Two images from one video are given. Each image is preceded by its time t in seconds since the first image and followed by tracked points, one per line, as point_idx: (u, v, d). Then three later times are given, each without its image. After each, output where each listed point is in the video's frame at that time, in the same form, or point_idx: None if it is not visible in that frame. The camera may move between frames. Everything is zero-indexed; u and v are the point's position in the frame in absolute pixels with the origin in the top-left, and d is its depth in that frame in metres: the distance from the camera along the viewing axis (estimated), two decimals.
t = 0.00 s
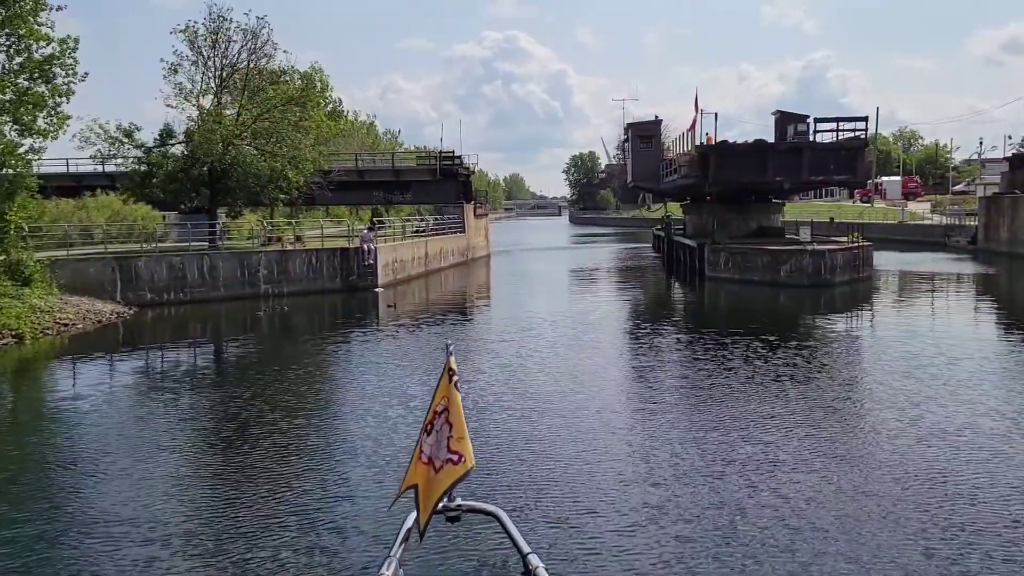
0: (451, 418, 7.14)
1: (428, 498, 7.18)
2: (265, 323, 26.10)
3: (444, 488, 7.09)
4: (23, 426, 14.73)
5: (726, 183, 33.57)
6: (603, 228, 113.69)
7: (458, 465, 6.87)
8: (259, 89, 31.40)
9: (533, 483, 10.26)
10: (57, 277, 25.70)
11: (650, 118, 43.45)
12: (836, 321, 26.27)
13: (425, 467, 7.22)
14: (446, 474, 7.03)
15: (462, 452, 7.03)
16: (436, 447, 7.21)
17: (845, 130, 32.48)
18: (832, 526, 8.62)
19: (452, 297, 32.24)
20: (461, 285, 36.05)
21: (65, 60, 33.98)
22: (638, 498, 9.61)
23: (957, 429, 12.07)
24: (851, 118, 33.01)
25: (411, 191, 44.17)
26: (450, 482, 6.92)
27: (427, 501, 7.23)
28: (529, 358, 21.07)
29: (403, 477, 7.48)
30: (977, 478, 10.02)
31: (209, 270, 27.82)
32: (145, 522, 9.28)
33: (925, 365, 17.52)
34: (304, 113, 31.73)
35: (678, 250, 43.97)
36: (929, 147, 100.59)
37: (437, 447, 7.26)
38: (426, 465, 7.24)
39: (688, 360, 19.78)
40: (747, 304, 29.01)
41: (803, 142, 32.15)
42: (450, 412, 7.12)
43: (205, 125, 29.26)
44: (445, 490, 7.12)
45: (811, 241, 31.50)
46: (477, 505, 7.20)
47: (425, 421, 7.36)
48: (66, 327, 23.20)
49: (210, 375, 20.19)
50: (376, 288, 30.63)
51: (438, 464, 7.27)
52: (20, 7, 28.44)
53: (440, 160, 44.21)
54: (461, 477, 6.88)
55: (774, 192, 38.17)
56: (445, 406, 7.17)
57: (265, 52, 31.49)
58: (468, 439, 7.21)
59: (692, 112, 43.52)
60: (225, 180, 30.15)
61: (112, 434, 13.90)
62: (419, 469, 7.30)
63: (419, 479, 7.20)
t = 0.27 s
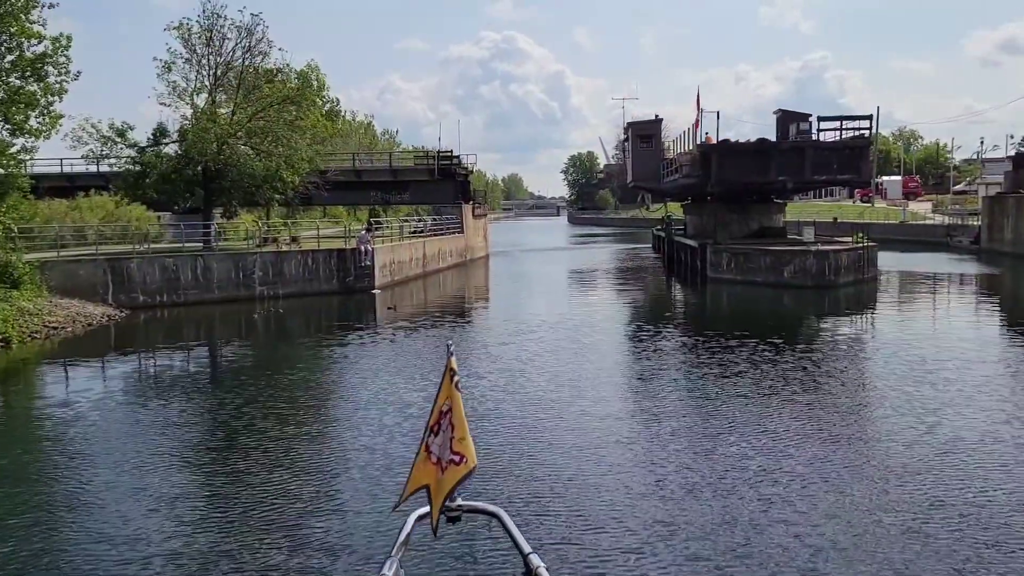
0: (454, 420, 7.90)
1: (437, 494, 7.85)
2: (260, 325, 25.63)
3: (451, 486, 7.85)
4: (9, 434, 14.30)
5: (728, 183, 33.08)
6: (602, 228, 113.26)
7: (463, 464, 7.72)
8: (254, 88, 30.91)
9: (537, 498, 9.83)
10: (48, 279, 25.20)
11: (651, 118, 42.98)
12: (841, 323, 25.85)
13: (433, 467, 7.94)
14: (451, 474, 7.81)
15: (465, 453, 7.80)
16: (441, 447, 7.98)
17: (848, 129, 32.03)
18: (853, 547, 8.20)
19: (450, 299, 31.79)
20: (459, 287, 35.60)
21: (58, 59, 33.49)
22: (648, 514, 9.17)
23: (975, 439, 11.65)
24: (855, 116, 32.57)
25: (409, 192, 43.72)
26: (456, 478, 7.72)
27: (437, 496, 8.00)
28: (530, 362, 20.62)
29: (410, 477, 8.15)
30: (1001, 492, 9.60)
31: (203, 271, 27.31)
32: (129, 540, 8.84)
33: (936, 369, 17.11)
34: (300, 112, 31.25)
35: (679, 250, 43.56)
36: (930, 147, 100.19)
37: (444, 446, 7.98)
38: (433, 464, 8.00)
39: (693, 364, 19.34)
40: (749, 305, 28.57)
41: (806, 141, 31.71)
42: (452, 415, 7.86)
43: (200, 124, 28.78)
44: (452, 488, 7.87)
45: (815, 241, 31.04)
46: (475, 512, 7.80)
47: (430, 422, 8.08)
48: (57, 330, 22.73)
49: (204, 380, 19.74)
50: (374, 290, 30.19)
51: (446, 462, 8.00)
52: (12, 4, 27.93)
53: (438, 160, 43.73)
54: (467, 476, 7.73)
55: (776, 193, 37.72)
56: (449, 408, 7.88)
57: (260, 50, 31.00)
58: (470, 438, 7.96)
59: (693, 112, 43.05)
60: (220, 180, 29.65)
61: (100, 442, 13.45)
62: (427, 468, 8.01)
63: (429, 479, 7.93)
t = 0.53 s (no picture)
0: (456, 419, 7.48)
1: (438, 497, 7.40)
2: (254, 328, 25.15)
3: (453, 488, 7.39)
4: None
5: (730, 182, 32.59)
6: (601, 228, 112.81)
7: (464, 464, 7.23)
8: (248, 86, 30.40)
9: (540, 516, 9.38)
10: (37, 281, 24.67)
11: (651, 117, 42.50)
12: (846, 325, 25.44)
13: (435, 468, 7.53)
14: (453, 474, 7.35)
15: (467, 452, 7.34)
16: (444, 447, 7.56)
17: (851, 128, 31.63)
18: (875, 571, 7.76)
19: (448, 300, 31.33)
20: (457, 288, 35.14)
21: (49, 57, 32.96)
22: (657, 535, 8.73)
23: (994, 450, 11.21)
24: (858, 115, 32.12)
25: (406, 192, 43.25)
26: (457, 478, 7.25)
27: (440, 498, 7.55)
28: (529, 366, 20.17)
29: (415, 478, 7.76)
30: None
31: (196, 272, 26.80)
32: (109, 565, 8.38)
33: (948, 372, 16.67)
34: (295, 110, 30.74)
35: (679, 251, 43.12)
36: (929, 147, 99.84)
37: (448, 447, 7.52)
38: (436, 465, 7.58)
39: (697, 368, 18.89)
40: (752, 307, 28.11)
41: (809, 141, 31.26)
42: (454, 413, 7.46)
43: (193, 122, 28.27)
44: (454, 489, 7.41)
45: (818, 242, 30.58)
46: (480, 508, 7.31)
47: (433, 423, 7.68)
48: (45, 333, 22.21)
49: (195, 385, 19.28)
50: (371, 291, 29.72)
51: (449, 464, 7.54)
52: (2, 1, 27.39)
53: (436, 159, 43.23)
54: (467, 476, 7.24)
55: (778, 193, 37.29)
56: (451, 408, 7.48)
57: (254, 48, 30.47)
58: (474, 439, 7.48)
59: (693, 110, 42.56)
60: (213, 179, 29.15)
61: (85, 453, 12.98)
62: (430, 469, 7.61)
63: (430, 480, 7.51)
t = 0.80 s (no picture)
0: (457, 420, 8.20)
1: (441, 493, 8.12)
2: (248, 330, 24.66)
3: (453, 485, 8.10)
4: None
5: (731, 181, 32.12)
6: (599, 228, 112.43)
7: (464, 463, 7.93)
8: (242, 84, 29.87)
9: (542, 534, 8.97)
10: (24, 282, 24.13)
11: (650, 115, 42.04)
12: (851, 326, 25.00)
13: (438, 467, 8.28)
14: (454, 472, 8.08)
15: (467, 451, 8.04)
16: (446, 447, 8.28)
17: (854, 126, 31.17)
18: None
19: (445, 301, 30.91)
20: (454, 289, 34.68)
21: (40, 54, 32.41)
22: (665, 556, 8.33)
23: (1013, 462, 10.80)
24: (861, 113, 31.69)
25: (403, 191, 42.76)
26: (458, 477, 7.98)
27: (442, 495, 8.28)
28: (530, 370, 19.73)
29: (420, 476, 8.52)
30: None
31: (188, 274, 26.29)
32: None
33: (958, 375, 16.28)
34: (289, 108, 30.24)
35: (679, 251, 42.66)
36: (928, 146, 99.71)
37: (448, 447, 8.25)
38: (439, 463, 8.33)
39: (700, 371, 18.46)
40: (754, 308, 27.66)
41: (811, 139, 30.83)
42: (454, 414, 8.19)
43: (185, 120, 27.74)
44: (453, 487, 8.13)
45: (821, 241, 30.14)
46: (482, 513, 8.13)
47: (434, 425, 8.47)
48: (32, 337, 21.72)
49: (187, 389, 18.80)
50: (367, 292, 29.28)
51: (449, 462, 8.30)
52: None
53: (433, 158, 42.76)
54: (467, 474, 7.92)
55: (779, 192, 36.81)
56: (450, 409, 8.24)
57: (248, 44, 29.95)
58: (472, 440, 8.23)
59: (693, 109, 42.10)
60: (206, 179, 28.62)
61: (68, 462, 12.52)
62: (432, 468, 8.39)
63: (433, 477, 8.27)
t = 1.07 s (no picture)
0: (456, 417, 7.38)
1: (439, 494, 7.27)
2: (242, 332, 24.20)
3: (452, 486, 7.29)
4: None
5: (733, 179, 31.69)
6: (597, 227, 112.01)
7: (465, 462, 7.14)
8: (235, 82, 29.39)
9: (546, 553, 8.56)
10: (12, 284, 23.65)
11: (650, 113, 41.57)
12: (857, 328, 24.57)
13: (433, 466, 7.42)
14: (453, 472, 7.26)
15: (467, 450, 7.26)
16: (443, 446, 7.44)
17: (858, 123, 30.74)
18: None
19: (443, 301, 30.47)
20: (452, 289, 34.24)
21: (30, 51, 31.90)
22: None
23: None
24: (864, 111, 31.26)
25: (399, 190, 42.28)
26: (459, 476, 7.15)
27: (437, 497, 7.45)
28: (529, 372, 19.30)
29: (410, 477, 7.62)
30: None
31: (180, 274, 25.80)
32: None
33: (970, 377, 15.89)
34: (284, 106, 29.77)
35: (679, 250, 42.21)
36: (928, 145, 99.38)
37: (447, 446, 7.42)
38: (434, 463, 7.46)
39: (704, 372, 18.03)
40: (757, 308, 27.23)
41: (814, 137, 30.39)
42: (454, 411, 7.36)
43: (177, 118, 27.25)
44: (453, 487, 7.30)
45: (824, 241, 29.71)
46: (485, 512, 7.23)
47: (430, 422, 7.59)
48: (20, 341, 21.24)
49: (178, 393, 18.32)
50: (363, 293, 28.84)
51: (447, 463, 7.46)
52: None
53: (430, 157, 42.29)
54: (468, 473, 7.15)
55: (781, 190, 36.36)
56: (450, 406, 7.38)
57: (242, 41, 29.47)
58: (473, 437, 7.39)
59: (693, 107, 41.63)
60: (200, 178, 28.14)
61: (52, 473, 12.08)
62: (428, 468, 7.51)
63: (429, 478, 7.41)
